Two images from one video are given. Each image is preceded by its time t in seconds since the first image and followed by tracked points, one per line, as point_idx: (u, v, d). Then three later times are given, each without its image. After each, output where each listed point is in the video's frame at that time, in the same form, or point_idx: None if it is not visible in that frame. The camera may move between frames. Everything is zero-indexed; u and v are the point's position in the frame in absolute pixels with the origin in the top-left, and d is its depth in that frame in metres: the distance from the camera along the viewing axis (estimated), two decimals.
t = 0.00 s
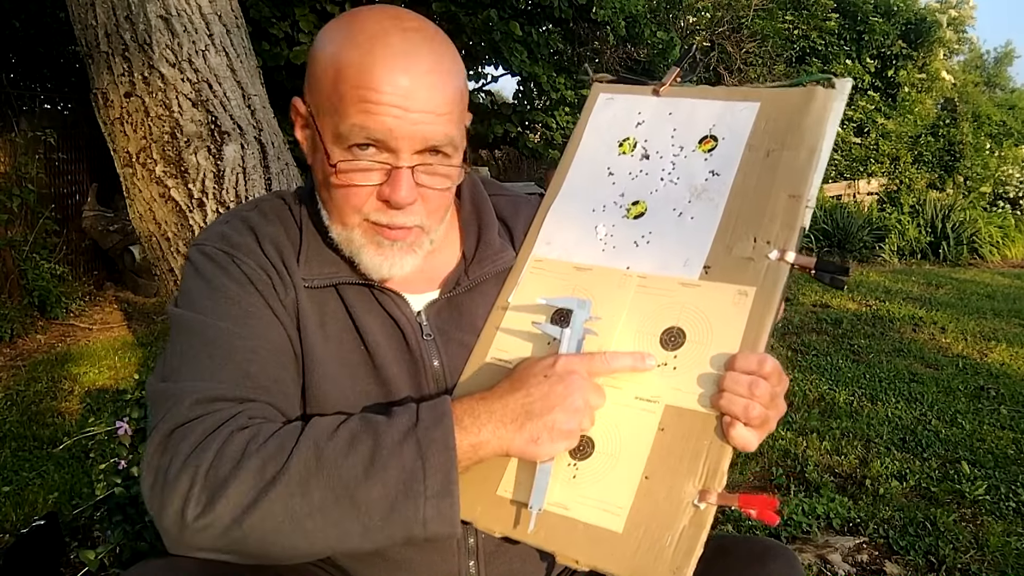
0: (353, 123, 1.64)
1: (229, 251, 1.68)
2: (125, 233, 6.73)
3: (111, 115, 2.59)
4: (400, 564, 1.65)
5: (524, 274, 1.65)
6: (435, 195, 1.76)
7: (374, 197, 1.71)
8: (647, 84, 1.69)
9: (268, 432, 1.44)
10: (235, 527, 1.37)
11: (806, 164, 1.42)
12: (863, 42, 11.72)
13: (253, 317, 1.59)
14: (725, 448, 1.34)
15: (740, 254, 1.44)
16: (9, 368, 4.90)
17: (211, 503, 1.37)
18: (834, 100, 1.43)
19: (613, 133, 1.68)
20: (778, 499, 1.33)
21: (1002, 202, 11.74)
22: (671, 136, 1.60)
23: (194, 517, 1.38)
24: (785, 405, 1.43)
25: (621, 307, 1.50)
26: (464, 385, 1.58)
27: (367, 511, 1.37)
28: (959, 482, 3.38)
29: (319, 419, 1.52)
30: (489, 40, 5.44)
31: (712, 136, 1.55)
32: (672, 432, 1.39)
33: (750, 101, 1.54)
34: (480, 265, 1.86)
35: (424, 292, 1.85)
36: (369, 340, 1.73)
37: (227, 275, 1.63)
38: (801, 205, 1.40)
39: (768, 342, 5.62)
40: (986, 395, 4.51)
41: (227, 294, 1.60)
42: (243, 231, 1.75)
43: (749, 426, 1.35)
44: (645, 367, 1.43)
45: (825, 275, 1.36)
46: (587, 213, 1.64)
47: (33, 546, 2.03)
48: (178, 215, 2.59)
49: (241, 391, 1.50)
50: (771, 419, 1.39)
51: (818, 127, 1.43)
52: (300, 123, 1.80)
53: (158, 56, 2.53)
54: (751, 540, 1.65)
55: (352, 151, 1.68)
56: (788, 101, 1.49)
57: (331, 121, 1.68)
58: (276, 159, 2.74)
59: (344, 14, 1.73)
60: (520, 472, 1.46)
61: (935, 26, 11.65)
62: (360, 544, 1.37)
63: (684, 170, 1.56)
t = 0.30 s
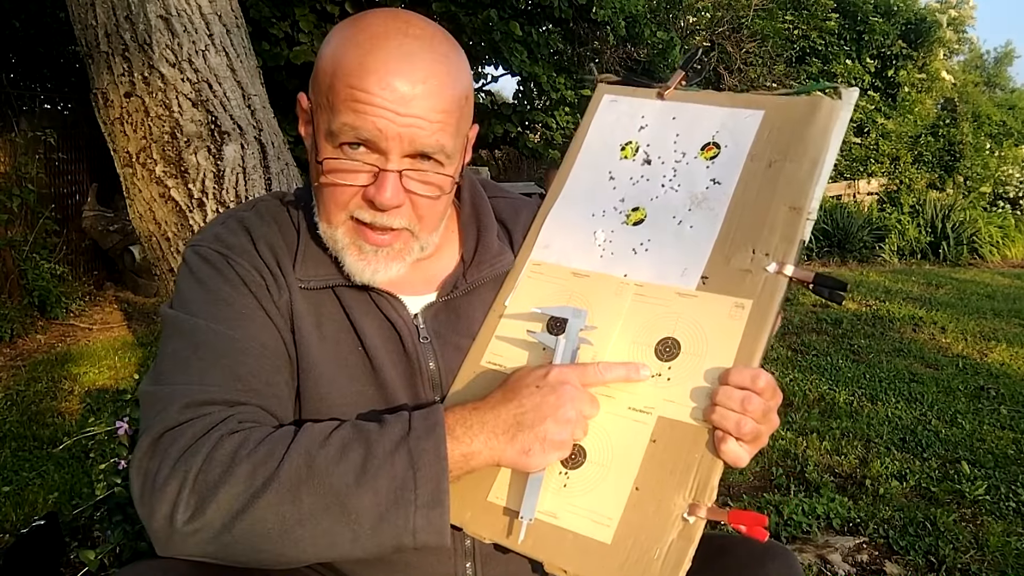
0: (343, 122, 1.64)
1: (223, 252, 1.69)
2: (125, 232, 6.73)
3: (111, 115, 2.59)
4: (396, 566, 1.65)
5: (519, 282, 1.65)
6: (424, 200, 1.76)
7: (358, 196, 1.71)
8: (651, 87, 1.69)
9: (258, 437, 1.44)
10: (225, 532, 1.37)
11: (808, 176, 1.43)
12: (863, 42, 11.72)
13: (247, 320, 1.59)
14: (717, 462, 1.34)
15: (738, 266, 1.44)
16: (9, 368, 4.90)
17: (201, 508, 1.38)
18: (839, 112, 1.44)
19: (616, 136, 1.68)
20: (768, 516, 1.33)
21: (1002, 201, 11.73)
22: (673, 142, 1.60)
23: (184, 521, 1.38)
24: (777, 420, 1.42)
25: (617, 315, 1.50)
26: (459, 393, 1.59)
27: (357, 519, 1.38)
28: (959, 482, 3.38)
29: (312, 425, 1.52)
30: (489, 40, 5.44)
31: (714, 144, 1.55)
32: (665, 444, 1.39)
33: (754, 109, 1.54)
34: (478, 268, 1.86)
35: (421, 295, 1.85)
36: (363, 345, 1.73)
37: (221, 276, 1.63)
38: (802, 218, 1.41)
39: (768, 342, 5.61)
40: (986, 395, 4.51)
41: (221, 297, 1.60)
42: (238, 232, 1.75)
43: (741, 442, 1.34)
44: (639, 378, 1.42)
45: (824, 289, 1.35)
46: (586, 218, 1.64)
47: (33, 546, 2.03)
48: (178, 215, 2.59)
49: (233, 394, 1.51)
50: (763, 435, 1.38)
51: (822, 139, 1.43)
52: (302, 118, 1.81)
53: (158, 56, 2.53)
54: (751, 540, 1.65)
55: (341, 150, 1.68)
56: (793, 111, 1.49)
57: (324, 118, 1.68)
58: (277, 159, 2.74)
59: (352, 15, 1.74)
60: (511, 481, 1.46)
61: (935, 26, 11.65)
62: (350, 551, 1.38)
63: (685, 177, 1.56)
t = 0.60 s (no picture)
0: (340, 114, 1.65)
1: (221, 252, 1.68)
2: (125, 233, 6.73)
3: (111, 115, 2.60)
4: (396, 566, 1.65)
5: (518, 280, 1.65)
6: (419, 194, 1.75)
7: (354, 187, 1.71)
8: (644, 86, 1.69)
9: (258, 438, 1.44)
10: (225, 533, 1.37)
11: (802, 171, 1.43)
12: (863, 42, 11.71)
13: (245, 320, 1.59)
14: (718, 457, 1.34)
15: (734, 262, 1.44)
16: (9, 368, 4.90)
17: (202, 509, 1.38)
18: (832, 107, 1.45)
19: (609, 135, 1.68)
20: (770, 509, 1.33)
21: (1002, 202, 11.73)
22: (667, 139, 1.60)
23: (184, 523, 1.38)
24: (778, 415, 1.42)
25: (614, 313, 1.51)
26: (457, 391, 1.59)
27: (357, 518, 1.38)
28: (959, 482, 3.38)
29: (312, 424, 1.52)
30: (489, 40, 5.44)
31: (708, 140, 1.55)
32: (665, 439, 1.39)
33: (747, 104, 1.54)
34: (476, 268, 1.86)
35: (420, 296, 1.86)
36: (363, 343, 1.73)
37: (219, 276, 1.64)
38: (797, 212, 1.41)
39: (768, 342, 5.61)
40: (986, 395, 4.51)
41: (219, 298, 1.60)
42: (236, 232, 1.75)
43: (741, 435, 1.34)
44: (638, 374, 1.42)
45: (820, 283, 1.35)
46: (582, 217, 1.65)
47: (33, 545, 2.03)
48: (178, 215, 2.59)
49: (232, 395, 1.50)
50: (764, 429, 1.38)
51: (815, 134, 1.43)
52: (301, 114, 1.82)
53: (158, 56, 2.53)
54: (751, 540, 1.66)
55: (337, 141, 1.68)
56: (786, 107, 1.49)
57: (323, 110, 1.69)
58: (277, 160, 2.74)
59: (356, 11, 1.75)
60: (512, 478, 1.46)
61: (935, 26, 11.65)
62: (351, 551, 1.38)
63: (680, 174, 1.57)
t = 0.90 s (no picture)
0: (340, 112, 1.65)
1: (221, 252, 1.69)
2: (125, 232, 6.73)
3: (111, 114, 2.59)
4: (396, 565, 1.65)
5: (517, 278, 1.66)
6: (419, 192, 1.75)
7: (355, 185, 1.71)
8: (642, 86, 1.69)
9: (259, 437, 1.44)
10: (226, 532, 1.38)
11: (800, 168, 1.43)
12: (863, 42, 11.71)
13: (245, 320, 1.59)
14: (717, 453, 1.34)
15: (732, 259, 1.44)
16: (9, 368, 4.90)
17: (203, 508, 1.38)
18: (828, 104, 1.45)
19: (608, 135, 1.68)
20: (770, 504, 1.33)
21: (1002, 202, 11.73)
22: (665, 138, 1.60)
23: (185, 522, 1.38)
24: (777, 410, 1.42)
25: (613, 311, 1.51)
26: (457, 390, 1.59)
27: (358, 517, 1.38)
28: (959, 482, 3.38)
29: (312, 423, 1.52)
30: (489, 40, 5.44)
31: (706, 139, 1.55)
32: (664, 437, 1.39)
33: (745, 103, 1.54)
34: (475, 268, 1.86)
35: (420, 295, 1.86)
36: (364, 342, 1.73)
37: (220, 276, 1.64)
38: (795, 209, 1.41)
39: (768, 342, 5.61)
40: (986, 395, 4.51)
41: (220, 298, 1.60)
42: (236, 232, 1.75)
43: (741, 431, 1.34)
44: (637, 372, 1.42)
45: (818, 279, 1.35)
46: (581, 217, 1.65)
47: (33, 545, 2.03)
48: (178, 215, 2.59)
49: (233, 395, 1.50)
50: (763, 425, 1.38)
51: (812, 131, 1.44)
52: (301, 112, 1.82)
53: (158, 56, 2.53)
54: (750, 540, 1.66)
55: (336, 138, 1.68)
56: (782, 104, 1.49)
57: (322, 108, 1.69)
58: (277, 159, 2.74)
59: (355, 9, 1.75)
60: (512, 476, 1.46)
61: (935, 26, 11.64)
62: (351, 550, 1.38)
63: (677, 173, 1.56)
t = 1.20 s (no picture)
0: (401, 147, 1.65)
1: (221, 252, 1.69)
2: (125, 232, 6.73)
3: (111, 114, 2.59)
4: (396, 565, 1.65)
5: (517, 276, 1.66)
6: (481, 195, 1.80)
7: (431, 211, 1.73)
8: (640, 87, 1.69)
9: (258, 435, 1.44)
10: (226, 530, 1.38)
11: (798, 165, 1.43)
12: (863, 42, 11.71)
13: (243, 318, 1.59)
14: (717, 445, 1.34)
15: (730, 254, 1.44)
16: (9, 368, 4.90)
17: (203, 506, 1.38)
18: (825, 101, 1.45)
19: (607, 135, 1.68)
20: (769, 496, 1.33)
21: (1002, 202, 11.72)
22: (663, 137, 1.60)
23: (186, 520, 1.38)
24: (777, 403, 1.41)
25: (612, 308, 1.51)
26: (456, 387, 1.60)
27: (357, 513, 1.38)
28: (959, 482, 3.38)
29: (312, 421, 1.52)
30: (489, 40, 5.45)
31: (704, 137, 1.55)
32: (664, 431, 1.38)
33: (742, 102, 1.54)
34: (476, 267, 1.85)
35: (421, 294, 1.85)
36: (364, 339, 1.73)
37: (219, 276, 1.64)
38: (793, 205, 1.41)
39: (768, 342, 5.61)
40: (986, 395, 4.51)
41: (219, 298, 1.60)
42: (235, 232, 1.76)
43: (740, 423, 1.34)
44: (637, 367, 1.43)
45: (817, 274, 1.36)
46: (579, 215, 1.65)
47: (33, 545, 2.04)
48: (178, 215, 2.59)
49: (232, 393, 1.50)
50: (762, 417, 1.37)
51: (810, 129, 1.44)
52: (319, 155, 1.79)
53: (158, 57, 2.53)
54: (750, 541, 1.65)
55: (401, 171, 1.68)
56: (779, 102, 1.49)
57: (375, 147, 1.68)
58: (277, 159, 2.74)
59: (340, 36, 1.72)
60: (511, 471, 1.47)
61: (935, 26, 11.64)
62: (351, 546, 1.38)
63: (676, 171, 1.56)
